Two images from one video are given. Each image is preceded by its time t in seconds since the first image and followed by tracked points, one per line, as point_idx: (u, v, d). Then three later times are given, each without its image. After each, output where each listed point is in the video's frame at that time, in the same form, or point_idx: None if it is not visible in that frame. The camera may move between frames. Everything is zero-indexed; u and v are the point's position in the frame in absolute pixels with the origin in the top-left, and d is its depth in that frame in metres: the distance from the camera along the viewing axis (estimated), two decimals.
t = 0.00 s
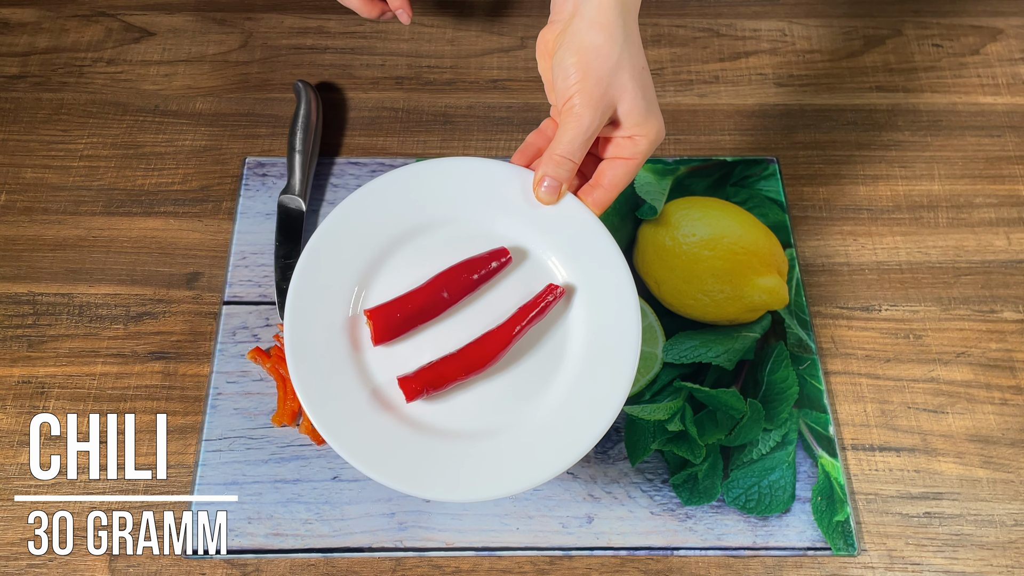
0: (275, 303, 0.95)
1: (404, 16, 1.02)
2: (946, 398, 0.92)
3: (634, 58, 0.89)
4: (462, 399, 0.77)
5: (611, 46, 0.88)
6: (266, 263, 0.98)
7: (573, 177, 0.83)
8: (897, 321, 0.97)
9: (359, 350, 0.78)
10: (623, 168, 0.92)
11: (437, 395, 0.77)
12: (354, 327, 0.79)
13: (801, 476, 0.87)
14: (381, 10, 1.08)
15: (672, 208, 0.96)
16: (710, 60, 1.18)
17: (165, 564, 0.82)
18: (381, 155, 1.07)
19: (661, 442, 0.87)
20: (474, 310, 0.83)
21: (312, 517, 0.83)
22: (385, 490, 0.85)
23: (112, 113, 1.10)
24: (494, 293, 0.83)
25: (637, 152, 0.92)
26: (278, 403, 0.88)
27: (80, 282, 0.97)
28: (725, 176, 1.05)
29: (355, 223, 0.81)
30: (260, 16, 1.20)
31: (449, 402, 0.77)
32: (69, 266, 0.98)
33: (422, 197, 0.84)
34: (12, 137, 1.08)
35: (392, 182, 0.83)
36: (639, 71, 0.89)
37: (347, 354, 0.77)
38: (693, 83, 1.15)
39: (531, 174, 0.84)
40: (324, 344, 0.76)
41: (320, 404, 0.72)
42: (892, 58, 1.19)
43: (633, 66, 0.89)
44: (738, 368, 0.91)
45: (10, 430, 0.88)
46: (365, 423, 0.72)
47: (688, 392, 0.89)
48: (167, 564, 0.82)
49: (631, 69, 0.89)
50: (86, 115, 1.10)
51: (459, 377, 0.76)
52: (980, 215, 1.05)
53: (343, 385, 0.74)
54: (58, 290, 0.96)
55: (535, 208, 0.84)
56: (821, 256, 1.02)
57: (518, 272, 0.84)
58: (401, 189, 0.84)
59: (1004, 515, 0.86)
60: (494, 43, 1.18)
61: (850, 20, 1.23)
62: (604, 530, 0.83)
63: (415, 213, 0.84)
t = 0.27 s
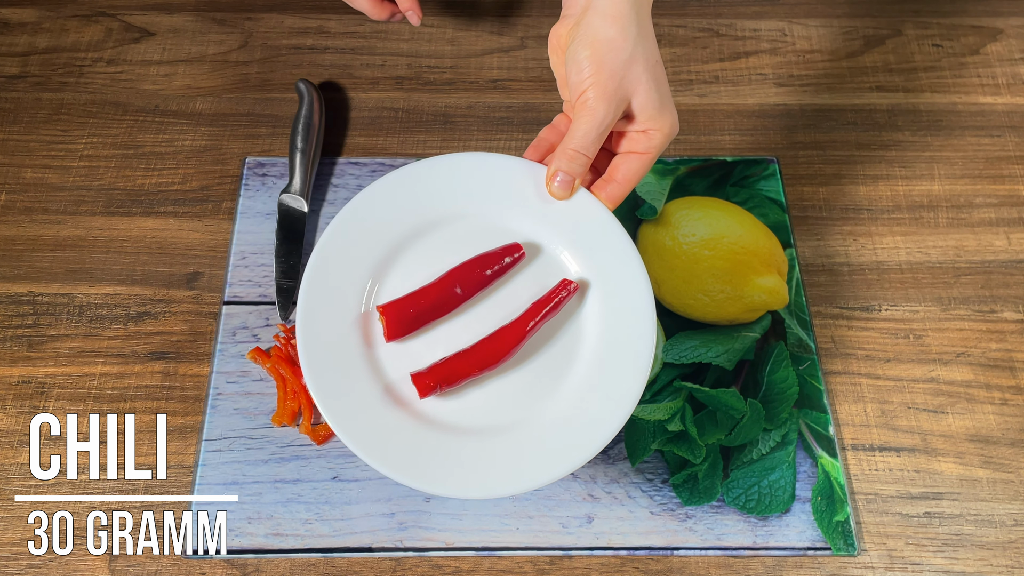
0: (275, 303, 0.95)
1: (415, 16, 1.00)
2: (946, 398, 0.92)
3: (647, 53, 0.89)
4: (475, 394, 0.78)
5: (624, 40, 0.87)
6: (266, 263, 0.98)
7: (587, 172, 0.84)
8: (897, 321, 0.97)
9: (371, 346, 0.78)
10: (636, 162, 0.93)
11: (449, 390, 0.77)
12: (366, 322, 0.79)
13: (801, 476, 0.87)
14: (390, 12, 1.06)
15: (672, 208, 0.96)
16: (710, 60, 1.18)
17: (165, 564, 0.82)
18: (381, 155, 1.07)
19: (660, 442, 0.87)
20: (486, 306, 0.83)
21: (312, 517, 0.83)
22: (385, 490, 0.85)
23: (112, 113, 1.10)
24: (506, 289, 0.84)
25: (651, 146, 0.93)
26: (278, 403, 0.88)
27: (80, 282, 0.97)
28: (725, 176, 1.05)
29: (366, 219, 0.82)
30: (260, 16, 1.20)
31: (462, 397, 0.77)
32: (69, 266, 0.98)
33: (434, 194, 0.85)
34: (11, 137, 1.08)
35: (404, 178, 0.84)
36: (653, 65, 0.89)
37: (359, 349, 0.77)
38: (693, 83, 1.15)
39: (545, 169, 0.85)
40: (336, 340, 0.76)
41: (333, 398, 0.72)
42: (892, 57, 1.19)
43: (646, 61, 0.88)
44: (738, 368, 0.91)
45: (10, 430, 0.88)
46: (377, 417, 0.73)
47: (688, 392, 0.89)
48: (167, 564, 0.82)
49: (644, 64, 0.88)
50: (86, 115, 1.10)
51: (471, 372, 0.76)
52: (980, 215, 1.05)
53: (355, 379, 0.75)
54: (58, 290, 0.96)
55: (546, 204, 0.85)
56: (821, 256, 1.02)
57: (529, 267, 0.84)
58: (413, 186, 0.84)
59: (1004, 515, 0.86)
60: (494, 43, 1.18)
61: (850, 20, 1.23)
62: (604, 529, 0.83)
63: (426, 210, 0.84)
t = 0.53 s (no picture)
0: (274, 303, 0.95)
1: (434, 18, 1.00)
2: (945, 398, 0.92)
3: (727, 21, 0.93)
4: (550, 348, 0.73)
5: (706, 7, 0.91)
6: (266, 263, 0.98)
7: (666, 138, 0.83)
8: (897, 321, 0.97)
9: (450, 296, 0.74)
10: (714, 129, 0.96)
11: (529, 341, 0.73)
12: (445, 272, 0.75)
13: (801, 476, 0.87)
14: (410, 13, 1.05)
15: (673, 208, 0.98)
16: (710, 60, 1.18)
17: (164, 564, 0.82)
18: (380, 155, 1.07)
19: (661, 441, 0.87)
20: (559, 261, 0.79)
21: (312, 516, 0.83)
22: (385, 490, 0.85)
23: (113, 113, 1.10)
24: (578, 248, 0.80)
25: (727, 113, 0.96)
26: (277, 403, 0.88)
27: (80, 282, 0.97)
28: (725, 176, 1.05)
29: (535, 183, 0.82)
30: (260, 16, 1.20)
31: (550, 350, 0.73)
32: (69, 266, 0.98)
33: (509, 154, 0.82)
34: (11, 137, 1.08)
35: (577, 141, 0.83)
36: (731, 33, 0.93)
37: (439, 297, 0.73)
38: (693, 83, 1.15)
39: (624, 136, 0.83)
40: (417, 282, 0.72)
41: (413, 337, 0.68)
42: (892, 57, 1.19)
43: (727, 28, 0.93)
44: (738, 368, 0.91)
45: (10, 430, 0.88)
46: (452, 361, 0.68)
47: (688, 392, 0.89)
48: (167, 564, 0.82)
49: (723, 30, 0.92)
50: (86, 115, 1.10)
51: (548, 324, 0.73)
52: (980, 215, 1.05)
53: (436, 325, 0.70)
54: (58, 289, 0.96)
55: (624, 166, 0.82)
56: (821, 256, 1.02)
57: (610, 225, 0.81)
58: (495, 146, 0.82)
59: (1004, 515, 0.86)
60: (494, 43, 1.18)
61: (850, 20, 1.23)
62: (604, 529, 0.83)
63: (494, 167, 0.82)
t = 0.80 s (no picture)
0: (275, 303, 0.95)
1: (482, 26, 0.89)
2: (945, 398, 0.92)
3: None
4: (975, 322, 0.68)
5: None
6: (267, 263, 0.98)
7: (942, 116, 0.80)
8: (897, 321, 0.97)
9: (840, 300, 0.69)
10: (978, 97, 0.92)
11: (931, 319, 0.68)
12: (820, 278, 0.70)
13: (801, 476, 0.87)
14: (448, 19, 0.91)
15: (672, 208, 0.98)
16: (709, 60, 1.18)
17: (165, 564, 0.82)
18: (380, 154, 1.07)
19: (661, 441, 0.87)
20: (925, 239, 0.74)
21: (312, 516, 0.83)
22: (385, 490, 0.85)
23: (113, 114, 1.10)
24: (925, 229, 0.74)
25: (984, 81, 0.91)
26: (277, 403, 0.88)
27: (80, 282, 0.97)
28: (726, 176, 1.04)
29: (810, 167, 0.76)
30: (260, 16, 1.20)
31: (948, 328, 0.68)
32: (69, 266, 0.98)
33: (814, 156, 0.76)
34: (12, 137, 1.08)
35: (870, 126, 0.79)
36: None
37: (829, 304, 0.68)
38: (693, 83, 1.15)
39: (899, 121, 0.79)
40: (807, 292, 0.67)
41: (842, 351, 0.64)
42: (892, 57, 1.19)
43: None
44: (739, 369, 0.91)
45: (10, 430, 0.88)
46: (885, 356, 0.65)
47: (688, 392, 0.89)
48: (167, 564, 0.82)
49: None
50: (86, 115, 1.10)
51: (947, 300, 0.69)
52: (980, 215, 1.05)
53: (846, 332, 0.66)
54: (59, 290, 0.96)
55: (899, 149, 0.78)
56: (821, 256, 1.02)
57: (932, 203, 0.76)
58: (795, 151, 0.75)
59: (1004, 515, 0.85)
60: (494, 43, 1.18)
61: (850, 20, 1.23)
62: (604, 529, 0.83)
63: (829, 165, 0.76)
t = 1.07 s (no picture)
0: (275, 303, 0.95)
1: (551, 37, 0.97)
2: (945, 399, 0.92)
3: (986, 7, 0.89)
4: None
5: None
6: (267, 263, 0.98)
7: None
8: (897, 321, 0.97)
9: None
10: None
11: None
12: None
13: (801, 476, 0.87)
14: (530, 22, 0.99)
15: (672, 208, 0.97)
16: (709, 60, 1.18)
17: (165, 564, 0.82)
18: (381, 154, 1.07)
19: (660, 441, 0.87)
20: None
21: (312, 516, 0.83)
22: (385, 490, 0.85)
23: (113, 114, 1.10)
24: None
25: None
26: (278, 403, 0.88)
27: (81, 282, 0.97)
28: (725, 176, 1.04)
29: None
30: (261, 16, 1.20)
31: None
32: (70, 266, 0.98)
33: None
34: (12, 137, 1.09)
35: None
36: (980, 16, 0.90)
37: None
38: (693, 83, 1.16)
39: None
40: None
41: None
42: (892, 58, 1.19)
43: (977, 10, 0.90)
44: (738, 368, 0.91)
45: (10, 430, 0.88)
46: None
47: (688, 392, 0.90)
48: (167, 563, 0.82)
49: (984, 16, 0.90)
50: (87, 115, 1.10)
51: None
52: (979, 215, 1.05)
53: None
54: (59, 290, 0.96)
55: None
56: (820, 256, 1.02)
57: None
58: None
59: (1004, 515, 0.86)
60: (494, 43, 1.18)
61: (849, 21, 1.23)
62: (604, 529, 0.83)
63: None
